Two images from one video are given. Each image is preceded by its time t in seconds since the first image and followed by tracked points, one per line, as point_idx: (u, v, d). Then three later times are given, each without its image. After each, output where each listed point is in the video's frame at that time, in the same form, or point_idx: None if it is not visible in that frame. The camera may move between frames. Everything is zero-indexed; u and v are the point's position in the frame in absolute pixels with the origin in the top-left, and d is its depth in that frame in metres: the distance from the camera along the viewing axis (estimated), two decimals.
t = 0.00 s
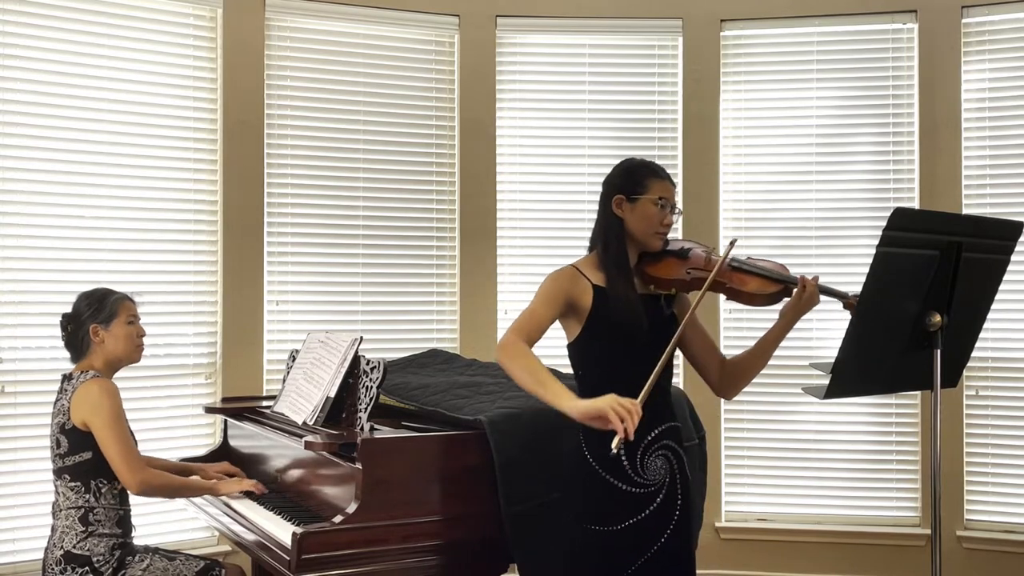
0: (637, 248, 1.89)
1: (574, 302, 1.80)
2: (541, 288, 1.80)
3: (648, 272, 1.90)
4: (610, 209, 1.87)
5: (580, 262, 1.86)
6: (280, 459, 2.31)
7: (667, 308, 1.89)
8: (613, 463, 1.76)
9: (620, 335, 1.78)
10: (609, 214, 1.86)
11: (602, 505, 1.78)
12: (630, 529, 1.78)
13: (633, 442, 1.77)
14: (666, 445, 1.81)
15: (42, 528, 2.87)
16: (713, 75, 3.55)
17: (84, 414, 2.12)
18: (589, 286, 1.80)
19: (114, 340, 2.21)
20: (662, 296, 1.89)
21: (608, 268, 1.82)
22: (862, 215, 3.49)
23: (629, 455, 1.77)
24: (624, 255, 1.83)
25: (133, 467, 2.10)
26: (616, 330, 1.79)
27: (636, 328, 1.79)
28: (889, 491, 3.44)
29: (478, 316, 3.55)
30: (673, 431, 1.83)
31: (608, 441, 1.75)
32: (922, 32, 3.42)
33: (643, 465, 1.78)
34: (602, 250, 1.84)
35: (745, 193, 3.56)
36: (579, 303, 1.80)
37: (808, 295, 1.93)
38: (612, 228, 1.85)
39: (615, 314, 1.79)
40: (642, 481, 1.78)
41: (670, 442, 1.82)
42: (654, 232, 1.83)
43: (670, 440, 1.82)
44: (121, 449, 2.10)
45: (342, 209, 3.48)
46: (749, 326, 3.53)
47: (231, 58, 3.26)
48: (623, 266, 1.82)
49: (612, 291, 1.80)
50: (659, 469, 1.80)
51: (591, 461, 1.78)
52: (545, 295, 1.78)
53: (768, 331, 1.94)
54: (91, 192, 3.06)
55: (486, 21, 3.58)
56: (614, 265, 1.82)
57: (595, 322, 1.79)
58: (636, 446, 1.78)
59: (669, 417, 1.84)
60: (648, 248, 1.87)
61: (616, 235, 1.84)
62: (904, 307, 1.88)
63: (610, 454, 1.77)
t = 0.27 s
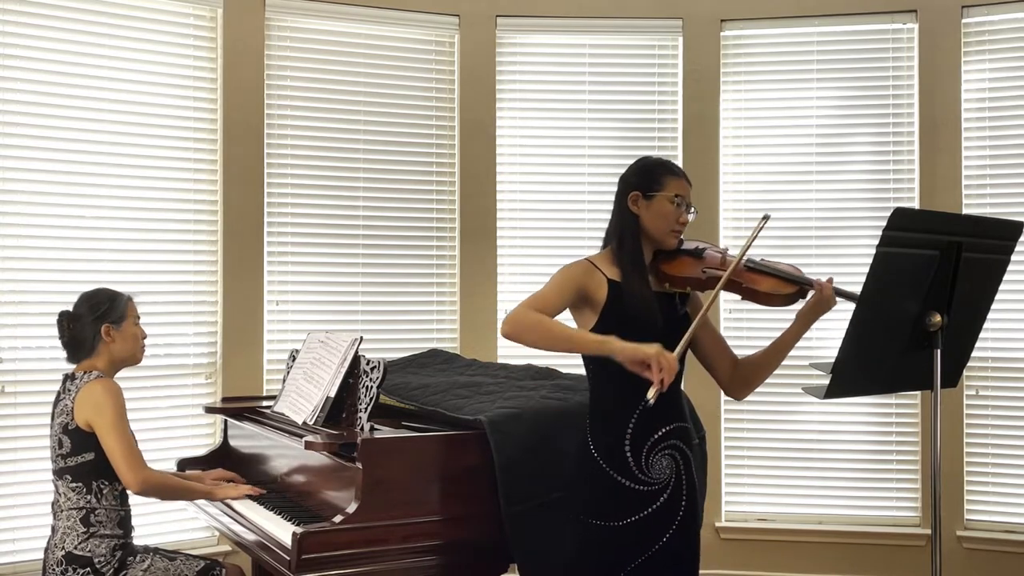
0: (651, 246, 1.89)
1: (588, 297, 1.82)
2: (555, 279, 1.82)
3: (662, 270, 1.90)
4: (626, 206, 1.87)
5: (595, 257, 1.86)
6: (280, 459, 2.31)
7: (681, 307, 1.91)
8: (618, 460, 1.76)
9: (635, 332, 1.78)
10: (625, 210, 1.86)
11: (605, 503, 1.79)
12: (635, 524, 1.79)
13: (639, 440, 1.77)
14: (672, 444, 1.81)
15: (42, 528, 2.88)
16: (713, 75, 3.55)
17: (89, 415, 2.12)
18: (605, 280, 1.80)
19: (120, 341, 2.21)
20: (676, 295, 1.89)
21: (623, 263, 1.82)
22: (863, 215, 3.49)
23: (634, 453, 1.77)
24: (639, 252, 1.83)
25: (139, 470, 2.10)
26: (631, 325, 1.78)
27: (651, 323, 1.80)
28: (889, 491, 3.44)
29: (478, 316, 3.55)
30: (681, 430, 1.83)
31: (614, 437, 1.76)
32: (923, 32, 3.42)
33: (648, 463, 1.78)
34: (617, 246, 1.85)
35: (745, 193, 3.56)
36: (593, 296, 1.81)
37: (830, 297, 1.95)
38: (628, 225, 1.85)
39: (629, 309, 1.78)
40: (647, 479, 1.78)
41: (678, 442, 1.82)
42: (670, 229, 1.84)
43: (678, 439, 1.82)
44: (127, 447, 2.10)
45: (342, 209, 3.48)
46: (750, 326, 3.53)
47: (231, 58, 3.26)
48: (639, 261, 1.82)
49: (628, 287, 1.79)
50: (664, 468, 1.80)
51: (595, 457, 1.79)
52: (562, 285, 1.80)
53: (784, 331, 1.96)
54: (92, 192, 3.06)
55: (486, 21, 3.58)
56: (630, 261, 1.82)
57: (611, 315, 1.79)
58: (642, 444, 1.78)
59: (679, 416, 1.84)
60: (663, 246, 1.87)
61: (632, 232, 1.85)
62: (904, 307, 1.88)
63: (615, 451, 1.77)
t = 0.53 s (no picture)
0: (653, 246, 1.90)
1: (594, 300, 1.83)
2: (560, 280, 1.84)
3: (664, 271, 1.95)
4: (628, 206, 1.88)
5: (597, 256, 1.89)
6: (280, 459, 2.31)
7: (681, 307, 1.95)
8: (618, 460, 1.77)
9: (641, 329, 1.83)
10: (627, 211, 1.87)
11: (605, 502, 1.79)
12: (634, 525, 1.79)
13: (638, 440, 1.77)
14: (672, 444, 1.80)
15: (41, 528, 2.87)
16: (713, 75, 3.55)
17: (93, 420, 2.13)
18: (607, 280, 1.83)
19: (125, 343, 2.22)
20: (678, 296, 1.94)
21: (626, 263, 1.85)
22: (863, 215, 3.49)
23: (634, 453, 1.77)
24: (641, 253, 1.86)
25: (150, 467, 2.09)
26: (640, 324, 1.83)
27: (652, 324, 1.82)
28: (889, 491, 3.44)
29: (478, 316, 3.55)
30: (681, 430, 1.82)
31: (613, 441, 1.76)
32: (923, 32, 3.42)
33: (648, 463, 1.78)
34: (619, 246, 1.87)
35: (745, 193, 3.56)
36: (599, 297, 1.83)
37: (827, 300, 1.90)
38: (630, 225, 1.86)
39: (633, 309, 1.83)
40: (646, 479, 1.78)
41: (677, 441, 1.81)
42: (672, 231, 1.84)
43: (677, 439, 1.81)
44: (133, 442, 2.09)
45: (342, 209, 3.48)
46: (750, 326, 3.53)
47: (231, 58, 3.26)
48: (641, 262, 1.85)
49: (629, 287, 1.83)
50: (664, 468, 1.80)
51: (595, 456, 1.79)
52: (568, 286, 1.82)
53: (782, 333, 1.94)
54: (92, 192, 3.06)
55: (486, 21, 3.58)
56: (631, 261, 1.85)
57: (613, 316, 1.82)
58: (641, 444, 1.78)
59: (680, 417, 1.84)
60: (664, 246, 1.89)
61: (634, 232, 1.86)
62: (904, 307, 1.88)
63: (615, 451, 1.77)
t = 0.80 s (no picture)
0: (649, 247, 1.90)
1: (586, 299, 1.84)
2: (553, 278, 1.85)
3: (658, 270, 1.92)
4: (625, 207, 1.89)
5: (592, 257, 1.89)
6: (280, 459, 2.31)
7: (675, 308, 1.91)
8: (611, 461, 1.77)
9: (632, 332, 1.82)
10: (624, 212, 1.88)
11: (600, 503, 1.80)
12: (629, 525, 1.80)
13: (632, 440, 1.78)
14: (666, 444, 1.80)
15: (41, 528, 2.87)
16: (713, 75, 3.55)
17: (93, 426, 2.12)
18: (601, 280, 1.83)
19: (133, 350, 2.22)
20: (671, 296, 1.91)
21: (620, 264, 1.84)
22: (863, 214, 3.49)
23: (628, 454, 1.78)
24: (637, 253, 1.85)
25: (156, 473, 2.08)
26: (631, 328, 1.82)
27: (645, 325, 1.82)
28: (889, 491, 3.44)
29: (478, 316, 3.55)
30: (675, 430, 1.83)
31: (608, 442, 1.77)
32: (922, 32, 3.42)
33: (642, 463, 1.79)
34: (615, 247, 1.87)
35: (745, 193, 3.56)
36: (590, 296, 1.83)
37: (818, 304, 1.93)
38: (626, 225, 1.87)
39: (627, 310, 1.82)
40: (640, 480, 1.79)
41: (671, 442, 1.82)
42: (667, 232, 1.85)
43: (671, 439, 1.82)
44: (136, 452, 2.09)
45: (342, 209, 3.48)
46: (750, 326, 3.53)
47: (231, 58, 3.26)
48: (636, 263, 1.84)
49: (622, 287, 1.82)
50: (658, 468, 1.80)
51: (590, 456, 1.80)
52: (558, 286, 1.83)
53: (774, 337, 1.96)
54: (92, 192, 3.06)
55: (486, 21, 3.58)
56: (626, 262, 1.84)
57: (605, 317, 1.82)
58: (635, 444, 1.78)
59: (674, 417, 1.84)
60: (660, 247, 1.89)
61: (630, 232, 1.86)
62: (904, 307, 1.88)
63: (609, 452, 1.78)
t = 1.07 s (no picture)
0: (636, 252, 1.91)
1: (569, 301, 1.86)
2: (538, 281, 1.86)
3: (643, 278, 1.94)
4: (613, 211, 1.89)
5: (577, 261, 1.90)
6: (281, 459, 2.31)
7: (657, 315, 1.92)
8: (600, 463, 1.78)
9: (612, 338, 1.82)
10: (612, 216, 1.88)
11: (591, 504, 1.80)
12: (620, 527, 1.80)
13: (620, 441, 1.79)
14: (655, 444, 1.81)
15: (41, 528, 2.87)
16: (713, 75, 3.55)
17: (89, 427, 2.12)
18: (584, 284, 1.85)
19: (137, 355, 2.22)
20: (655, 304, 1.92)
21: (605, 269, 1.85)
22: (863, 214, 3.49)
23: (617, 455, 1.78)
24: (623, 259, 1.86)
25: (148, 490, 2.09)
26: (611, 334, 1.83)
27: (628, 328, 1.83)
28: (889, 491, 3.44)
29: (478, 315, 3.55)
30: (664, 430, 1.83)
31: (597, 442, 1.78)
32: (922, 32, 3.42)
33: (632, 464, 1.79)
34: (601, 251, 1.88)
35: (745, 193, 3.57)
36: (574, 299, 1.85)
37: (802, 320, 1.93)
38: (613, 230, 1.87)
39: (609, 316, 1.83)
40: (631, 481, 1.79)
41: (660, 442, 1.82)
42: (654, 239, 1.85)
43: (660, 439, 1.82)
44: (129, 461, 2.09)
45: (342, 209, 3.48)
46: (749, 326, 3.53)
47: (231, 57, 3.26)
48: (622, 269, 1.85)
49: (605, 292, 1.83)
50: (648, 469, 1.81)
51: (579, 459, 1.81)
52: (543, 289, 1.84)
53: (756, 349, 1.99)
54: (91, 192, 3.06)
55: (486, 21, 3.58)
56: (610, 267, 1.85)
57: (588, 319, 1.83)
58: (624, 445, 1.79)
59: (661, 416, 1.84)
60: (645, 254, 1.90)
61: (616, 237, 1.87)
62: (904, 306, 1.88)
63: (598, 453, 1.78)
